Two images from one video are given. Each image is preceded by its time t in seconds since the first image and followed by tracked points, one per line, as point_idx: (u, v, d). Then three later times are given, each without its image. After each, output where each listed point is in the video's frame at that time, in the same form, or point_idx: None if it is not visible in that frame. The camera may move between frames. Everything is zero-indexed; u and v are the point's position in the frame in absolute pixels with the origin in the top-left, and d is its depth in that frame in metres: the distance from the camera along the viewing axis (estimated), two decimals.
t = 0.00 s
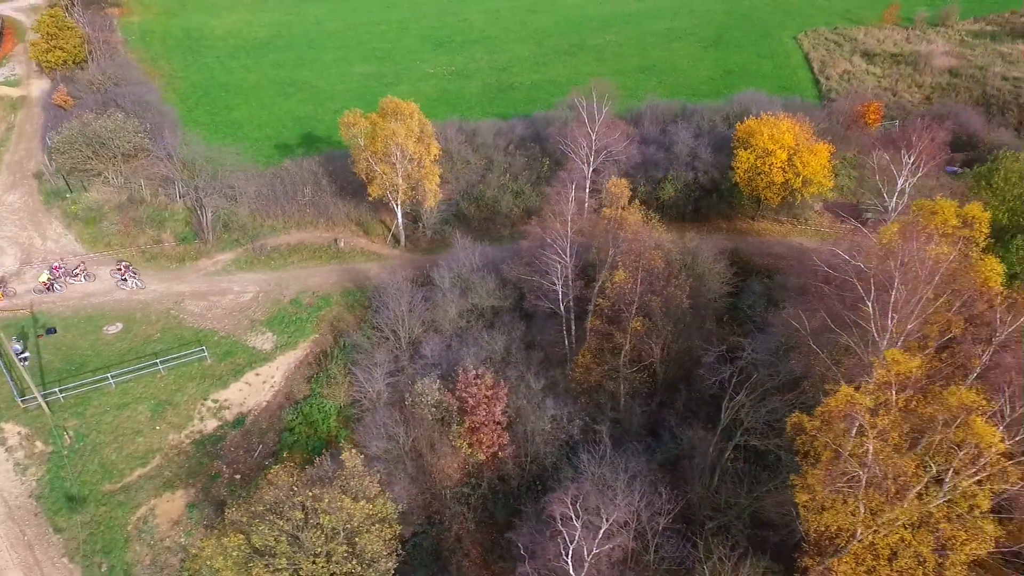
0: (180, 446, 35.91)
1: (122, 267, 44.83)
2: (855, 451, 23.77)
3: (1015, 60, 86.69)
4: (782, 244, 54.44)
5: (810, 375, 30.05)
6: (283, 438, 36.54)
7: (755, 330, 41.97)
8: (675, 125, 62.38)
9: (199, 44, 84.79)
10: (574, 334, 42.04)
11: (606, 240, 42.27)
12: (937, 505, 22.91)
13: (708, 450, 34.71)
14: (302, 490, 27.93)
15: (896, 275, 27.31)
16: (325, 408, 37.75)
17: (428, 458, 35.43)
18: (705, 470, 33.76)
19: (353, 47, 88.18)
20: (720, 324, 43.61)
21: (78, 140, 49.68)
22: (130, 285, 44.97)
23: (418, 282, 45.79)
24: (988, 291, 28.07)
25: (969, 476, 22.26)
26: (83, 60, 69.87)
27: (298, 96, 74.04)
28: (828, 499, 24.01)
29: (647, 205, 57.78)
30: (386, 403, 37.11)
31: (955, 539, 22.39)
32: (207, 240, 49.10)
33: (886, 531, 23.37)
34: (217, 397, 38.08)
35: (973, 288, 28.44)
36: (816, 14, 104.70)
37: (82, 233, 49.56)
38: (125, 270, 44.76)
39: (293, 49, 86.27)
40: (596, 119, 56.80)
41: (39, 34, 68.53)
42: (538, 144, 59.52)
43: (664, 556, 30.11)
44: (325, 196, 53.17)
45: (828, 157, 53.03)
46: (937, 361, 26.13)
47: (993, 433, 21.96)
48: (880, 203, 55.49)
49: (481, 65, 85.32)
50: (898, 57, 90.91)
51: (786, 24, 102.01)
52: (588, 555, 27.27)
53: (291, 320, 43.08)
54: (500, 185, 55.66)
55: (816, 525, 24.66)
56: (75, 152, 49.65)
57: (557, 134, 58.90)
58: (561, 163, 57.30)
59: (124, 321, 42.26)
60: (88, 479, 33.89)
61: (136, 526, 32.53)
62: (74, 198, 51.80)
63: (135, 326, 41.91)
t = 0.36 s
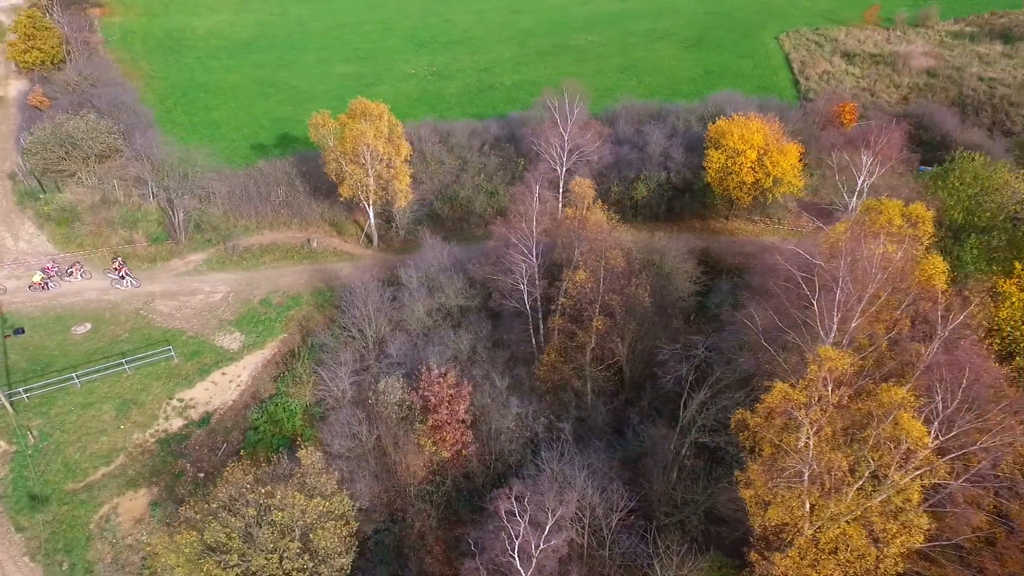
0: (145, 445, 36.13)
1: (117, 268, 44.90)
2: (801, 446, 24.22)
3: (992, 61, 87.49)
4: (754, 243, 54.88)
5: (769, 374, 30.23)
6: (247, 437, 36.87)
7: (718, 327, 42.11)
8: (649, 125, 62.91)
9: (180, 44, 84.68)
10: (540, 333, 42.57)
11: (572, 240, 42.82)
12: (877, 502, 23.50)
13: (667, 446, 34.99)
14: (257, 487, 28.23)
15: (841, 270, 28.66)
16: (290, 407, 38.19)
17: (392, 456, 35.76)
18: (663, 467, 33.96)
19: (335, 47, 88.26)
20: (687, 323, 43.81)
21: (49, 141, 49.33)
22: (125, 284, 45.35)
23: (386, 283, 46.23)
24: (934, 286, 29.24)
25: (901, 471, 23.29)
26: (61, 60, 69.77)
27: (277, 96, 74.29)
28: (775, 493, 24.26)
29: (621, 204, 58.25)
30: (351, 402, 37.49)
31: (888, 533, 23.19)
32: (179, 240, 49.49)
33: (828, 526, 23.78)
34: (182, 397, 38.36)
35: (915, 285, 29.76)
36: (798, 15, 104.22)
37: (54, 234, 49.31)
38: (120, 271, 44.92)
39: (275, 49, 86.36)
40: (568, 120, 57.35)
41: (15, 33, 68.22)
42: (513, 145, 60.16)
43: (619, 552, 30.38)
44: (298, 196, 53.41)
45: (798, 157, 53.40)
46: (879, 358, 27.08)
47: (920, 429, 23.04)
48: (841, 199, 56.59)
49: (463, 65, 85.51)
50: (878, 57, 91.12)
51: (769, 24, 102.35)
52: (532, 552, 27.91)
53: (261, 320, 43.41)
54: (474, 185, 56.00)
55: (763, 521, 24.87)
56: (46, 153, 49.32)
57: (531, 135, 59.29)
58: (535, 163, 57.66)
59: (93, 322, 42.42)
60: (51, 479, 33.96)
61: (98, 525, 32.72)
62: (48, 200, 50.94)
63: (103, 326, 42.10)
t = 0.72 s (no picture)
0: (122, 444, 36.41)
1: (128, 268, 45.52)
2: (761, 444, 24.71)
3: (977, 61, 88.05)
4: (736, 243, 55.18)
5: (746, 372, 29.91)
6: (224, 435, 37.27)
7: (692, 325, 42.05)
8: (632, 125, 63.28)
9: (168, 45, 84.79)
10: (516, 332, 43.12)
11: (548, 240, 43.32)
12: (837, 501, 24.08)
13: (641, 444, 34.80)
14: (227, 485, 28.55)
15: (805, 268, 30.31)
16: (266, 406, 38.56)
17: (369, 454, 35.77)
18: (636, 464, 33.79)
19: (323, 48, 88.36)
20: (665, 323, 43.83)
21: (33, 142, 49.64)
22: (136, 285, 45.93)
23: (365, 284, 46.68)
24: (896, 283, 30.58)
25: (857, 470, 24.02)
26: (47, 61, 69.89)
27: (264, 97, 74.60)
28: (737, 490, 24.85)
29: (604, 204, 58.67)
30: (328, 401, 37.83)
31: (841, 528, 23.93)
32: (161, 241, 49.92)
33: (789, 523, 24.41)
34: (160, 396, 38.68)
35: (876, 284, 31.17)
36: (786, 14, 103.44)
37: (37, 235, 49.38)
38: (131, 271, 45.56)
39: (263, 49, 86.51)
40: (549, 120, 57.95)
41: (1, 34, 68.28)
42: (496, 145, 60.86)
43: (588, 548, 30.45)
44: (281, 196, 53.73)
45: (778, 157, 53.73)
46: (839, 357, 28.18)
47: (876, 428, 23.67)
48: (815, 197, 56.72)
49: (451, 65, 85.73)
50: (864, 58, 91.22)
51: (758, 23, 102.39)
52: (497, 549, 28.22)
53: (241, 320, 43.72)
54: (456, 185, 56.42)
55: (726, 517, 25.48)
56: (28, 155, 49.48)
57: (514, 135, 59.60)
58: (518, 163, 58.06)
59: (73, 322, 42.68)
60: (28, 478, 34.19)
61: (74, 523, 32.98)
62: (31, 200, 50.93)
63: (83, 326, 42.37)
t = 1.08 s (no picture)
0: (109, 443, 36.57)
1: (147, 265, 46.20)
2: (736, 442, 24.95)
3: (967, 62, 88.47)
4: (725, 243, 55.41)
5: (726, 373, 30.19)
6: (212, 434, 37.64)
7: (676, 324, 42.28)
8: (621, 126, 63.66)
9: (161, 44, 84.93)
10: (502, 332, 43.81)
11: (534, 240, 43.67)
12: (812, 498, 24.24)
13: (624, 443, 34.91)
14: (211, 483, 28.75)
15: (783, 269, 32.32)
16: (253, 405, 38.90)
17: (355, 452, 35.95)
18: (619, 463, 33.93)
19: (316, 48, 88.53)
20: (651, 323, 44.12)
21: (22, 142, 49.67)
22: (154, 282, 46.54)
23: (352, 284, 47.10)
24: (872, 283, 32.35)
25: (831, 467, 24.21)
26: (39, 61, 70.09)
27: (257, 97, 74.85)
28: (712, 487, 24.97)
29: (593, 204, 59.04)
30: (315, 401, 38.14)
31: (811, 524, 24.37)
32: (150, 242, 50.22)
33: (764, 520, 24.48)
34: (147, 395, 38.94)
35: (853, 283, 33.15)
36: (779, 14, 103.60)
37: (28, 237, 49.27)
38: (151, 268, 46.27)
39: (256, 50, 86.72)
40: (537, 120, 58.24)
41: None
42: (485, 146, 61.18)
43: (570, 546, 30.47)
44: (271, 197, 54.24)
45: (766, 157, 53.99)
46: (813, 357, 29.66)
47: (846, 426, 23.97)
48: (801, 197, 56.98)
49: (444, 65, 86.04)
50: (857, 57, 91.43)
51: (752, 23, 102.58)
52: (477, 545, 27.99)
53: (230, 320, 44.03)
54: (446, 185, 56.86)
55: (702, 514, 25.47)
56: (18, 155, 49.54)
57: (504, 135, 59.93)
58: (507, 163, 58.48)
59: (62, 322, 42.89)
60: (14, 476, 34.30)
61: (61, 520, 33.23)
62: (21, 200, 51.07)
63: (71, 326, 42.57)
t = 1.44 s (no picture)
0: (104, 442, 36.69)
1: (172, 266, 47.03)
2: (725, 441, 25.06)
3: (963, 62, 88.73)
4: (719, 243, 55.63)
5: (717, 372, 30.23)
6: (207, 433, 37.88)
7: (670, 323, 42.36)
8: (616, 126, 63.85)
9: (158, 45, 84.90)
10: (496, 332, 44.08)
11: (528, 240, 43.84)
12: (801, 497, 24.37)
13: (617, 442, 34.90)
14: (203, 482, 28.80)
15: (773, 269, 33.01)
16: (247, 405, 39.14)
17: (349, 451, 36.09)
18: (612, 462, 33.96)
19: (313, 48, 88.63)
20: (644, 323, 44.35)
21: (17, 142, 49.63)
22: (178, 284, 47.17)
23: (347, 284, 47.29)
24: (860, 283, 33.10)
25: (819, 467, 24.38)
26: (35, 60, 70.03)
27: (253, 97, 74.97)
28: (703, 486, 25.04)
29: (589, 205, 59.28)
30: (309, 400, 38.33)
31: (799, 524, 24.53)
32: (146, 242, 50.33)
33: (754, 519, 24.58)
34: (142, 394, 39.11)
35: (843, 283, 33.82)
36: (775, 14, 103.71)
37: (25, 237, 48.92)
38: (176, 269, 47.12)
39: (253, 50, 86.76)
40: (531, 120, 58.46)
41: None
42: (481, 146, 61.44)
43: (563, 545, 30.60)
44: (266, 197, 54.44)
45: (760, 157, 54.19)
46: (803, 357, 30.11)
47: (834, 426, 24.19)
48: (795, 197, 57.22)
49: (441, 65, 86.18)
50: (853, 57, 91.52)
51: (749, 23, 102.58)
52: (469, 545, 28.26)
53: (225, 320, 44.21)
54: (441, 186, 57.17)
55: (693, 514, 25.62)
56: (13, 155, 49.51)
57: (499, 135, 60.09)
58: (503, 164, 58.76)
59: (57, 322, 42.97)
60: (9, 475, 34.36)
61: (56, 520, 33.31)
62: (17, 200, 50.45)
63: (66, 326, 42.67)
